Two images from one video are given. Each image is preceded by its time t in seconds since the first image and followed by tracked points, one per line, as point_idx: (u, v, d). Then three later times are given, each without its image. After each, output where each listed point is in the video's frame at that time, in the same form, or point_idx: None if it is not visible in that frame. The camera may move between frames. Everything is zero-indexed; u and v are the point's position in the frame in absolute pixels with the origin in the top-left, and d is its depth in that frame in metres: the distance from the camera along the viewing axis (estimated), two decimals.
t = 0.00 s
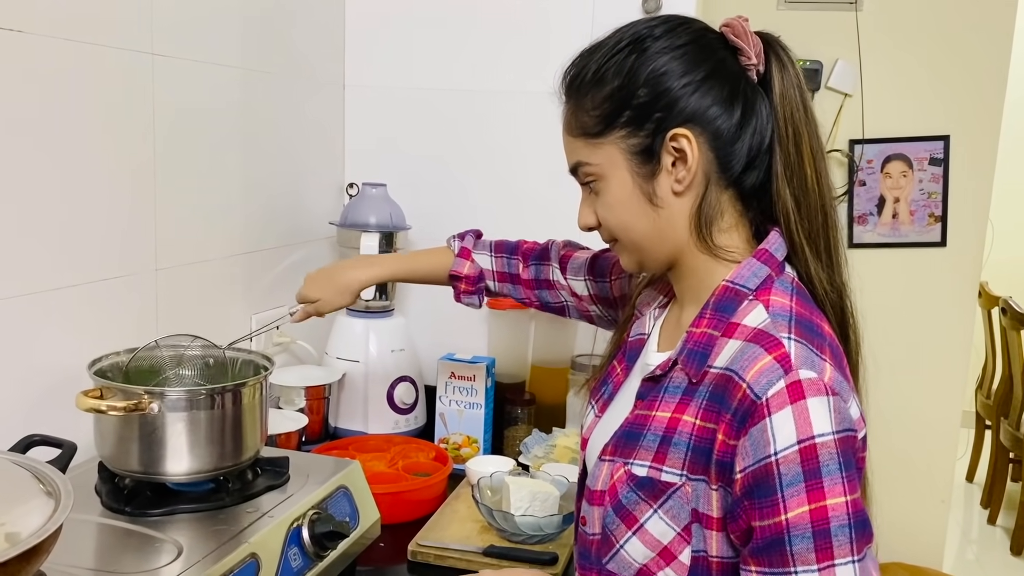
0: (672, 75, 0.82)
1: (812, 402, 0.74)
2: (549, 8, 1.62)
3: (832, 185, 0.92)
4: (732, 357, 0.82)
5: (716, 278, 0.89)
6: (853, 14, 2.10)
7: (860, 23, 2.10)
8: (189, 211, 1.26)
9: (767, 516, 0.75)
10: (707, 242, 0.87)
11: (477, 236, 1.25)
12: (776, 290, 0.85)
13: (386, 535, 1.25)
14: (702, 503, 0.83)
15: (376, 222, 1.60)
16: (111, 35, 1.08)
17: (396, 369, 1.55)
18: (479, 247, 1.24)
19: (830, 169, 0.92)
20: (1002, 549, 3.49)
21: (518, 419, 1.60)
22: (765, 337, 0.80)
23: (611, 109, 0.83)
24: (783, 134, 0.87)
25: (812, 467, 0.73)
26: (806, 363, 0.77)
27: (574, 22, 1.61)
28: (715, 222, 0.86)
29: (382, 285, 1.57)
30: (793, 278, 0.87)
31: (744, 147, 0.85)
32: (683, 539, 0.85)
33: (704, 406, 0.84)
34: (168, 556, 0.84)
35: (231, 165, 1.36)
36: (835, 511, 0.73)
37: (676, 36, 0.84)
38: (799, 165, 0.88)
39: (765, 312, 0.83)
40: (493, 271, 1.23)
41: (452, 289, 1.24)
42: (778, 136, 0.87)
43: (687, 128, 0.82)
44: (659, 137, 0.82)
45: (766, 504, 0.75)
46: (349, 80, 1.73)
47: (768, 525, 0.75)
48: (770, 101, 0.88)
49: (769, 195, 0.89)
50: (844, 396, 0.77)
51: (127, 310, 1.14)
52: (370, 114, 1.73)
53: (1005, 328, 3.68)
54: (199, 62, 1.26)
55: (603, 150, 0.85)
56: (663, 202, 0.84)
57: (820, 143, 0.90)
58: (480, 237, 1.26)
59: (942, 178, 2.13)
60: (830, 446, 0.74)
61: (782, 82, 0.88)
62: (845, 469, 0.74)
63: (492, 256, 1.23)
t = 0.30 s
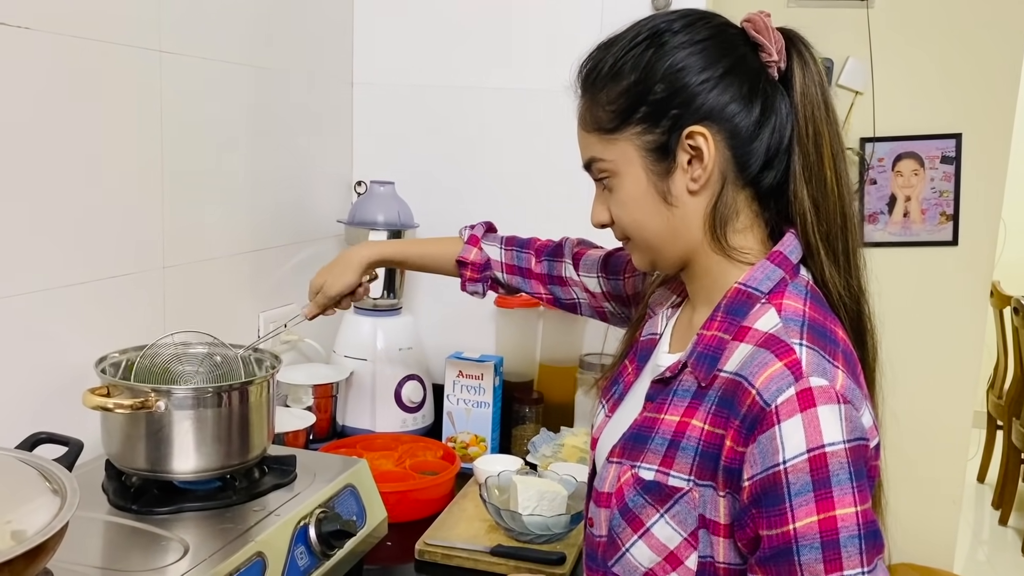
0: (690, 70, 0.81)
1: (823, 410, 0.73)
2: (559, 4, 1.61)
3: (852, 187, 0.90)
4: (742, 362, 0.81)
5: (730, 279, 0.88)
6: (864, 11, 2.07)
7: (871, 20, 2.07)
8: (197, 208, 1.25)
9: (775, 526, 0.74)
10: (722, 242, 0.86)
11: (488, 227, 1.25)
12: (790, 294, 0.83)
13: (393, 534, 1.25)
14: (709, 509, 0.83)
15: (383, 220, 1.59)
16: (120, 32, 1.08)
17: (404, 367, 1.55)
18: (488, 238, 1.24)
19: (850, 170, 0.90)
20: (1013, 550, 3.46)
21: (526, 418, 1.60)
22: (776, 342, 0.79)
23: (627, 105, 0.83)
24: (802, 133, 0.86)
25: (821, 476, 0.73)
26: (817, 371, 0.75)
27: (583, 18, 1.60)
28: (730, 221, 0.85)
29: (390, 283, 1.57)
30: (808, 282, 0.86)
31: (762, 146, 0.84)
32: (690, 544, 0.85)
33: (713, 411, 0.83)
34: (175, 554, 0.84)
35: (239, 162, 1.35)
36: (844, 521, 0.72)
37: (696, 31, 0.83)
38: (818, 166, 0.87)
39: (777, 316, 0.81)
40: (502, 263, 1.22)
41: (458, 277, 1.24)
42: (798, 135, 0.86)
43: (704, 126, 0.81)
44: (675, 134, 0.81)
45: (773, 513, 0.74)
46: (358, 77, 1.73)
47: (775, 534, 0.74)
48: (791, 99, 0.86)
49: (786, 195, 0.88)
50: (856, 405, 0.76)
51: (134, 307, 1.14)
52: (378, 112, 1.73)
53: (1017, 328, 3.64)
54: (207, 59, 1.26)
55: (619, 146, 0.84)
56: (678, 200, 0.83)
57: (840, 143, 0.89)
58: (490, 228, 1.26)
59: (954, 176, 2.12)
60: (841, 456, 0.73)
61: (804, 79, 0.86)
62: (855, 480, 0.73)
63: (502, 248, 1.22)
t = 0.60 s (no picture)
0: (706, 62, 0.80)
1: (830, 414, 0.72)
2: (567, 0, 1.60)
3: (869, 186, 0.89)
4: (750, 363, 0.80)
5: (741, 277, 0.87)
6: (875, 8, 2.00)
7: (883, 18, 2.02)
8: (204, 205, 1.25)
9: (778, 529, 0.74)
10: (734, 239, 0.85)
11: (496, 225, 1.25)
12: (801, 294, 0.82)
13: (400, 532, 1.25)
14: (714, 511, 0.82)
15: (391, 217, 1.59)
16: (126, 28, 1.08)
17: (411, 365, 1.55)
18: (495, 235, 1.24)
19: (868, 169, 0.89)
20: None
21: (534, 416, 1.59)
22: (785, 344, 0.78)
23: (641, 96, 0.82)
24: (820, 130, 0.85)
25: (827, 481, 0.72)
26: (827, 374, 0.74)
27: (591, 14, 1.60)
28: (744, 218, 0.84)
29: (397, 281, 1.57)
30: (819, 281, 0.85)
31: (778, 141, 0.83)
32: (694, 546, 0.84)
33: (720, 412, 0.82)
34: (179, 552, 0.84)
35: (246, 159, 1.35)
36: (848, 528, 0.71)
37: (713, 23, 0.82)
38: (835, 163, 0.85)
39: (787, 317, 0.80)
40: (508, 260, 1.22)
41: (462, 273, 1.24)
42: (816, 131, 0.85)
43: (718, 119, 0.80)
44: (689, 127, 0.81)
45: (777, 517, 0.74)
46: (365, 75, 1.73)
47: (778, 538, 0.74)
48: (809, 94, 0.85)
49: (801, 193, 0.86)
50: (866, 409, 0.75)
51: (140, 304, 1.14)
52: (386, 109, 1.73)
53: None
54: (214, 56, 1.25)
55: (632, 139, 0.83)
56: (691, 195, 0.82)
57: (858, 141, 0.87)
58: (498, 226, 1.25)
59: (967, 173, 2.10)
60: (847, 461, 0.72)
61: (822, 75, 0.85)
62: (861, 486, 0.72)
63: (508, 246, 1.22)
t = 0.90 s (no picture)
0: (700, 59, 0.79)
1: (833, 415, 0.72)
2: None
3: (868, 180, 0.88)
4: (753, 363, 0.80)
5: (744, 275, 0.86)
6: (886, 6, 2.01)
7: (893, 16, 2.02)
8: (209, 205, 1.26)
9: (779, 530, 0.73)
10: (736, 237, 0.84)
11: (500, 225, 1.25)
12: (804, 293, 0.82)
13: (405, 530, 1.25)
14: (718, 512, 0.82)
15: (397, 216, 1.59)
16: (132, 30, 1.08)
17: (417, 364, 1.55)
18: (499, 236, 1.23)
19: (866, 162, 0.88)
20: None
21: (540, 415, 1.59)
22: (788, 343, 0.77)
23: (636, 96, 0.82)
24: (817, 124, 0.84)
25: (829, 482, 0.71)
26: (830, 374, 0.74)
27: (597, 13, 1.59)
28: (744, 215, 0.84)
29: (402, 279, 1.56)
30: (822, 280, 0.84)
31: (776, 136, 0.82)
32: (698, 547, 0.83)
33: (722, 412, 0.82)
34: (182, 550, 0.84)
35: (252, 159, 1.36)
36: (850, 530, 0.71)
37: (707, 20, 0.82)
38: (833, 158, 0.84)
39: (790, 317, 0.80)
40: (512, 261, 1.22)
41: (466, 275, 1.24)
42: (813, 126, 0.84)
43: (715, 116, 0.79)
44: (686, 126, 0.80)
45: (778, 518, 0.73)
46: (372, 74, 1.73)
47: (779, 539, 0.73)
48: (805, 89, 0.84)
49: (801, 188, 0.86)
50: (870, 409, 0.74)
51: (146, 304, 1.14)
52: (393, 108, 1.73)
53: None
54: (220, 57, 1.26)
55: (629, 139, 0.83)
56: (690, 193, 0.82)
57: (856, 135, 0.87)
58: (502, 226, 1.25)
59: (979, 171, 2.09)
60: (850, 463, 0.71)
61: (818, 69, 0.84)
62: (864, 487, 0.71)
63: (512, 246, 1.22)
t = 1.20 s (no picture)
0: (703, 57, 0.79)
1: (845, 414, 0.71)
2: None
3: (877, 174, 0.87)
4: (765, 362, 0.79)
5: (754, 273, 0.86)
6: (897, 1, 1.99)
7: (907, 9, 1.98)
8: (217, 206, 1.26)
9: (790, 530, 0.73)
10: (745, 235, 0.84)
11: (519, 223, 1.23)
12: (816, 290, 0.81)
13: (412, 530, 1.25)
14: (732, 514, 0.81)
15: (405, 216, 1.59)
16: (138, 31, 1.08)
17: (424, 364, 1.55)
18: (519, 236, 1.22)
19: (874, 156, 0.87)
20: None
21: (548, 415, 1.59)
22: (800, 341, 0.77)
23: (640, 96, 0.81)
24: (824, 120, 0.83)
25: (840, 482, 0.70)
26: (842, 373, 0.73)
27: (605, 12, 1.59)
28: (752, 213, 0.83)
29: (411, 279, 1.57)
30: (835, 277, 0.83)
31: (783, 133, 0.81)
32: (714, 550, 0.83)
33: (735, 412, 0.81)
34: (187, 548, 0.85)
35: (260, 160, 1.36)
36: (861, 530, 0.70)
37: (709, 17, 0.81)
38: (841, 153, 0.83)
39: (802, 314, 0.79)
40: (533, 258, 1.20)
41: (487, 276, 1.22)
42: (820, 121, 0.83)
43: (720, 113, 0.79)
44: (691, 125, 0.80)
45: (789, 517, 0.72)
46: (380, 74, 1.73)
47: (790, 539, 0.73)
48: (811, 84, 0.83)
49: (810, 185, 0.85)
50: (883, 408, 0.73)
51: (154, 304, 1.15)
52: (401, 108, 1.73)
53: None
54: (227, 57, 1.26)
55: (634, 139, 0.82)
56: (697, 192, 0.81)
57: (863, 129, 0.86)
58: (520, 223, 1.23)
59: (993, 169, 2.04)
60: (862, 462, 0.70)
61: (823, 63, 0.83)
62: (876, 488, 0.70)
63: (531, 242, 1.21)
